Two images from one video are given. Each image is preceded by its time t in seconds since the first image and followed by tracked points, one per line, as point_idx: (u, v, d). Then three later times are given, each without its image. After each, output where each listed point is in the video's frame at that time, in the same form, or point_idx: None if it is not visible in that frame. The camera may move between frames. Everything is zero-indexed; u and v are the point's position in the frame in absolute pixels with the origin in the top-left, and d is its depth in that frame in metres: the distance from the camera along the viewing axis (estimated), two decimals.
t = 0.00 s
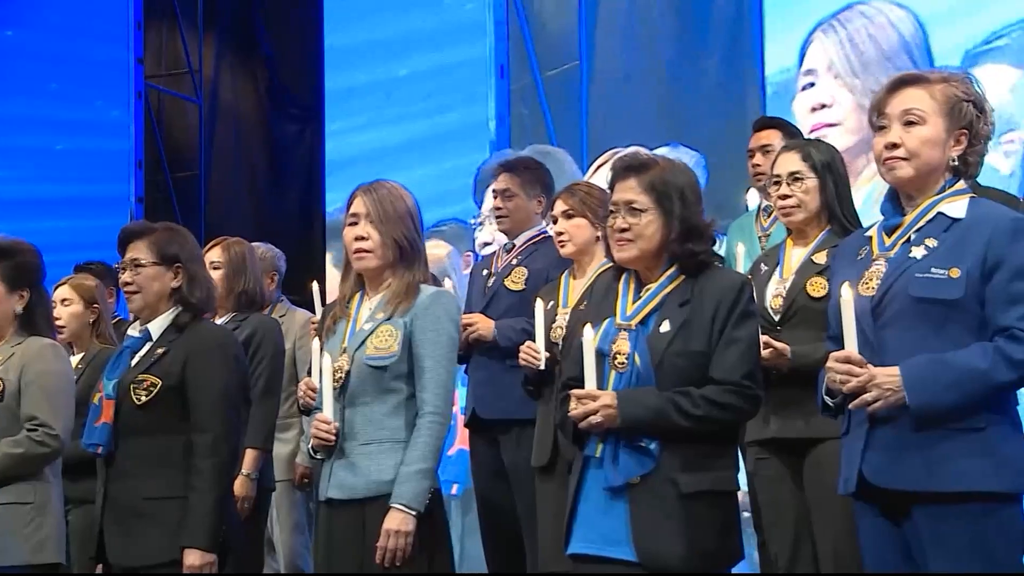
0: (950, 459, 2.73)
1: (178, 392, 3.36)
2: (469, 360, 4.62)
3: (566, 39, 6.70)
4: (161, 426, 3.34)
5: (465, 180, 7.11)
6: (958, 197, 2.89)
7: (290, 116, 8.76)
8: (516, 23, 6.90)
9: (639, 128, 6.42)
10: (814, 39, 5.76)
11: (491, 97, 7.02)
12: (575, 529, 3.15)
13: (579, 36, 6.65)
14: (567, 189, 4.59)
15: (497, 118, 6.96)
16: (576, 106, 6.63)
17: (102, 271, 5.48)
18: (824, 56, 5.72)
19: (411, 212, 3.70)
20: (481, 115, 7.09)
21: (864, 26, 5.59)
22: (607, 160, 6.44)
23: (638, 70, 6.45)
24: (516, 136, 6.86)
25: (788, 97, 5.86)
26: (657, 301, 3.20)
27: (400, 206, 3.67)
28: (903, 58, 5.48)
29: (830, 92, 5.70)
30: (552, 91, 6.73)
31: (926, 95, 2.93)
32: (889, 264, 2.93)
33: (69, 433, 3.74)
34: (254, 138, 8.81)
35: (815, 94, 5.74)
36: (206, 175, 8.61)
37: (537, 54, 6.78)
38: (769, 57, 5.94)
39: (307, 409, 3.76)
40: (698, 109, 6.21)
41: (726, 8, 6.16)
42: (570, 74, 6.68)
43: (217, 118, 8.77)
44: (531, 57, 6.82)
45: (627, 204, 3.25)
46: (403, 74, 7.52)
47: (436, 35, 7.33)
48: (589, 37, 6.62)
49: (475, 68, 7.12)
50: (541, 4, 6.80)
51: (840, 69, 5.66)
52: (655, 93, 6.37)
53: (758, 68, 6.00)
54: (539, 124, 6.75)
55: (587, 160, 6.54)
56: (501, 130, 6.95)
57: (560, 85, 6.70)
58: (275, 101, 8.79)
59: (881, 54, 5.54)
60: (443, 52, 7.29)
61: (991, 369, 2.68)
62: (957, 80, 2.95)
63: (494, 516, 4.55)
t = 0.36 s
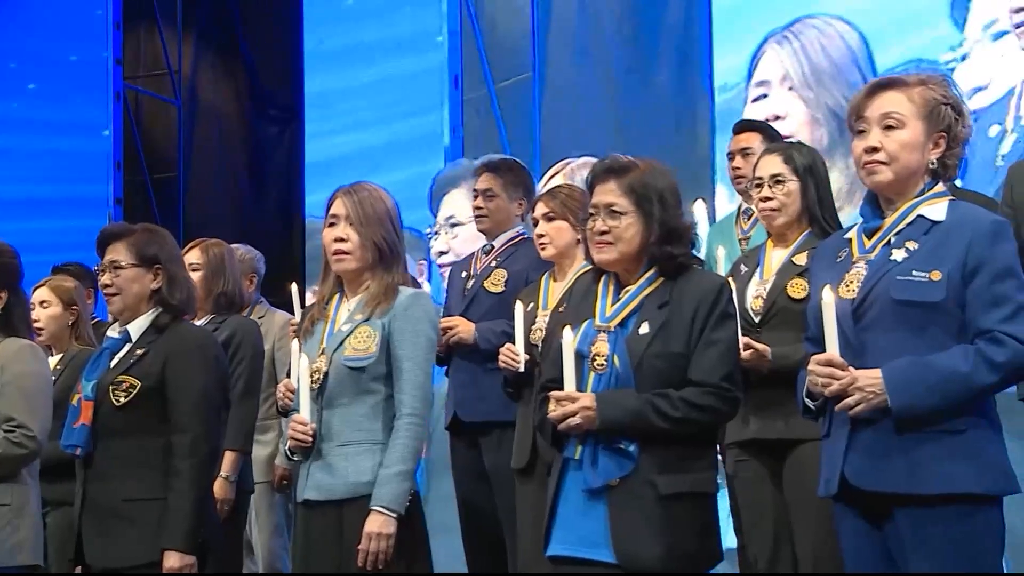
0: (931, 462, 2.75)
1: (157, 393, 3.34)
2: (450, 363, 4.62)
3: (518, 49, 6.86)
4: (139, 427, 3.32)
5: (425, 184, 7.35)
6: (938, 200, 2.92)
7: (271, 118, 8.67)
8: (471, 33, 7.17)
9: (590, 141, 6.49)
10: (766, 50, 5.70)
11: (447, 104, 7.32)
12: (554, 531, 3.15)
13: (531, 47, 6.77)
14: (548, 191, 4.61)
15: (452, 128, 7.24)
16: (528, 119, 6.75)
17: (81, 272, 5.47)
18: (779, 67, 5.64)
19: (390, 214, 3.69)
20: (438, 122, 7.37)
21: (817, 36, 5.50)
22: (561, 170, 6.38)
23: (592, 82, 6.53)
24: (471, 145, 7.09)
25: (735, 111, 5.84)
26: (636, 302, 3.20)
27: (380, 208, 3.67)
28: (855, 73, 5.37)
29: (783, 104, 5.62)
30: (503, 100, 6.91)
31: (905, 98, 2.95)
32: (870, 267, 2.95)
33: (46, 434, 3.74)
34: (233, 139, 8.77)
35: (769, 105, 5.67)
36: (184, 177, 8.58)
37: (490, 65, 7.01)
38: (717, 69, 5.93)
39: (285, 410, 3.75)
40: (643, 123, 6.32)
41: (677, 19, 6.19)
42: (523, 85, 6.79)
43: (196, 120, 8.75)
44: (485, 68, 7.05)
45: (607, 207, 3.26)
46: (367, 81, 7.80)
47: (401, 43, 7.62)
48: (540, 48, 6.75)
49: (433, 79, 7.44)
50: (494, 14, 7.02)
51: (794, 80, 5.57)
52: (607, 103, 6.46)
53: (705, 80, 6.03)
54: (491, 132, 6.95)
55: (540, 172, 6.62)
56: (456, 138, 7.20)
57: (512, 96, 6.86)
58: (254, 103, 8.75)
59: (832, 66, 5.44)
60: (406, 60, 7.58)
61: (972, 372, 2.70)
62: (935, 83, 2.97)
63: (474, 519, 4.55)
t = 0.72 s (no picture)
0: (911, 463, 2.77)
1: (136, 393, 3.32)
2: (430, 365, 4.61)
3: (469, 63, 7.16)
4: (118, 428, 3.31)
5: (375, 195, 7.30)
6: (916, 202, 2.94)
7: (251, 119, 8.65)
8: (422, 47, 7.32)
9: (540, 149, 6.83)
10: (710, 63, 6.03)
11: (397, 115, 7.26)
12: (533, 532, 3.15)
13: (483, 59, 7.09)
14: (527, 192, 4.61)
15: (402, 138, 7.22)
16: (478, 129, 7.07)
17: (58, 273, 5.44)
18: (718, 81, 6.01)
19: (372, 216, 3.69)
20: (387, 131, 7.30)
21: (756, 51, 5.87)
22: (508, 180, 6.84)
23: (541, 93, 6.89)
24: (420, 157, 7.20)
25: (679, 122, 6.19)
26: (614, 304, 3.21)
27: (362, 209, 3.67)
28: (792, 89, 5.75)
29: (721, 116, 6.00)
30: (455, 112, 7.16)
31: (883, 101, 2.97)
32: (848, 269, 2.96)
33: (24, 435, 3.72)
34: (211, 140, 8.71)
35: (706, 117, 6.06)
36: (162, 178, 8.55)
37: (443, 76, 7.24)
38: (663, 81, 6.26)
39: (264, 411, 3.73)
40: (591, 133, 6.68)
41: (623, 36, 6.57)
42: (474, 94, 7.11)
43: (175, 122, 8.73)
44: (438, 79, 7.24)
45: (585, 208, 3.27)
46: (320, 88, 7.65)
47: (337, 52, 7.55)
48: (490, 58, 7.07)
49: (376, 89, 7.37)
50: (448, 33, 7.26)
51: (733, 93, 5.96)
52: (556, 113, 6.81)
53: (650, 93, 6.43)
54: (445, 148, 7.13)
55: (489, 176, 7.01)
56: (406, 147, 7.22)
57: (462, 104, 7.15)
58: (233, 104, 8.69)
59: (771, 80, 5.82)
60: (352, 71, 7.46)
61: (951, 373, 2.72)
62: (912, 86, 3.00)
63: (455, 521, 4.56)
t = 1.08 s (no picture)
0: (888, 466, 2.79)
1: (114, 395, 3.31)
2: (409, 366, 4.60)
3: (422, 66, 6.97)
4: (96, 429, 3.29)
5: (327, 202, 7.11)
6: (895, 203, 2.96)
7: (229, 120, 8.60)
8: (378, 58, 7.05)
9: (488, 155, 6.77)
10: (675, 64, 6.09)
11: (353, 121, 7.07)
12: (511, 534, 3.14)
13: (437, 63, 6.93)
14: (505, 194, 4.59)
15: (357, 145, 7.05)
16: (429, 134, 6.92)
17: (35, 273, 5.41)
18: (680, 84, 6.07)
19: (358, 219, 3.69)
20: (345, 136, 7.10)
21: (718, 59, 5.95)
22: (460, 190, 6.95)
23: (491, 104, 6.78)
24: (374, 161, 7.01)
25: (631, 120, 6.26)
26: (593, 306, 3.21)
27: (347, 212, 3.66)
28: (751, 98, 5.83)
29: (677, 118, 6.08)
30: (412, 119, 6.94)
31: (865, 102, 2.99)
32: (827, 270, 2.97)
33: None
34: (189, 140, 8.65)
35: (661, 119, 6.12)
36: (139, 180, 8.51)
37: (398, 82, 6.99)
38: (617, 88, 6.33)
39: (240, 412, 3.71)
40: (545, 140, 6.63)
41: (576, 45, 6.54)
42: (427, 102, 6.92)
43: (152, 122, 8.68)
44: (391, 84, 7.00)
45: (565, 210, 3.26)
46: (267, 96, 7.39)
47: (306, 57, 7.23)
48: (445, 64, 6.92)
49: (335, 94, 7.13)
50: (403, 41, 6.99)
51: (691, 97, 6.02)
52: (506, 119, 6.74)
53: (602, 107, 6.42)
54: (398, 155, 6.95)
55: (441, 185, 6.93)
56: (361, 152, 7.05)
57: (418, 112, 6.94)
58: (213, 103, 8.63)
59: (729, 91, 5.90)
60: (308, 77, 7.22)
61: (929, 376, 2.74)
62: (893, 88, 3.02)
63: (433, 522, 4.56)
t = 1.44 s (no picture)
0: (866, 466, 2.81)
1: (92, 396, 3.29)
2: (389, 368, 4.59)
3: (375, 77, 6.76)
4: (73, 431, 3.28)
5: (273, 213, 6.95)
6: (874, 205, 2.98)
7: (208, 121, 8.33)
8: (328, 61, 6.84)
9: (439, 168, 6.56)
10: (620, 73, 5.95)
11: (302, 128, 6.83)
12: (489, 535, 3.14)
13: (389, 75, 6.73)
14: (483, 196, 4.60)
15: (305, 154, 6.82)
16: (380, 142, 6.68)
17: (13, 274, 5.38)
18: (626, 91, 5.93)
19: (332, 221, 3.67)
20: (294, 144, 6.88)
21: (664, 72, 5.81)
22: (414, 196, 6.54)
23: (438, 122, 6.58)
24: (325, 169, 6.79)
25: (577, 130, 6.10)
26: (572, 307, 3.21)
27: (323, 216, 3.65)
28: (689, 108, 5.73)
29: (620, 127, 5.93)
30: (363, 130, 6.71)
31: (841, 106, 3.01)
32: (806, 271, 2.99)
33: None
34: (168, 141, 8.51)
35: (606, 125, 5.98)
36: (116, 180, 8.49)
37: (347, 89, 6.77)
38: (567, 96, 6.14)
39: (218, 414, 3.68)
40: (492, 154, 6.43)
41: (523, 56, 6.35)
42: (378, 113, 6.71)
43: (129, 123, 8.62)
44: (341, 91, 6.79)
45: (543, 212, 3.27)
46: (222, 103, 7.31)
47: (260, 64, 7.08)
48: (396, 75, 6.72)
49: (289, 101, 6.94)
50: (356, 48, 6.79)
51: (635, 105, 5.90)
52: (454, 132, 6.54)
53: (551, 116, 6.23)
54: (349, 164, 6.71)
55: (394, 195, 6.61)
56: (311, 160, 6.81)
57: (368, 123, 6.71)
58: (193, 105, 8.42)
59: (672, 102, 5.78)
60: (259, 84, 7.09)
61: (907, 377, 2.76)
62: (872, 92, 3.04)
63: (412, 524, 4.55)
